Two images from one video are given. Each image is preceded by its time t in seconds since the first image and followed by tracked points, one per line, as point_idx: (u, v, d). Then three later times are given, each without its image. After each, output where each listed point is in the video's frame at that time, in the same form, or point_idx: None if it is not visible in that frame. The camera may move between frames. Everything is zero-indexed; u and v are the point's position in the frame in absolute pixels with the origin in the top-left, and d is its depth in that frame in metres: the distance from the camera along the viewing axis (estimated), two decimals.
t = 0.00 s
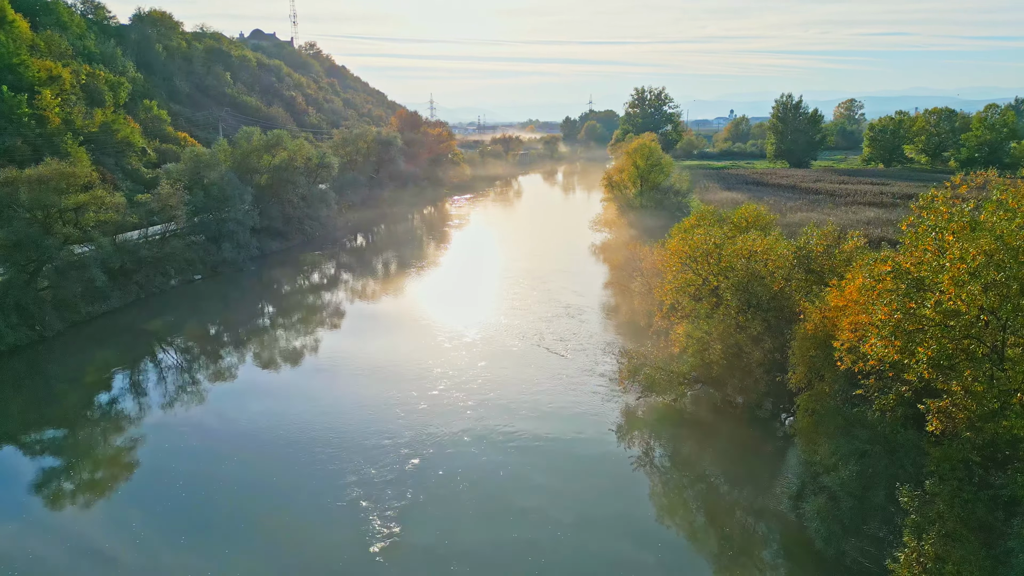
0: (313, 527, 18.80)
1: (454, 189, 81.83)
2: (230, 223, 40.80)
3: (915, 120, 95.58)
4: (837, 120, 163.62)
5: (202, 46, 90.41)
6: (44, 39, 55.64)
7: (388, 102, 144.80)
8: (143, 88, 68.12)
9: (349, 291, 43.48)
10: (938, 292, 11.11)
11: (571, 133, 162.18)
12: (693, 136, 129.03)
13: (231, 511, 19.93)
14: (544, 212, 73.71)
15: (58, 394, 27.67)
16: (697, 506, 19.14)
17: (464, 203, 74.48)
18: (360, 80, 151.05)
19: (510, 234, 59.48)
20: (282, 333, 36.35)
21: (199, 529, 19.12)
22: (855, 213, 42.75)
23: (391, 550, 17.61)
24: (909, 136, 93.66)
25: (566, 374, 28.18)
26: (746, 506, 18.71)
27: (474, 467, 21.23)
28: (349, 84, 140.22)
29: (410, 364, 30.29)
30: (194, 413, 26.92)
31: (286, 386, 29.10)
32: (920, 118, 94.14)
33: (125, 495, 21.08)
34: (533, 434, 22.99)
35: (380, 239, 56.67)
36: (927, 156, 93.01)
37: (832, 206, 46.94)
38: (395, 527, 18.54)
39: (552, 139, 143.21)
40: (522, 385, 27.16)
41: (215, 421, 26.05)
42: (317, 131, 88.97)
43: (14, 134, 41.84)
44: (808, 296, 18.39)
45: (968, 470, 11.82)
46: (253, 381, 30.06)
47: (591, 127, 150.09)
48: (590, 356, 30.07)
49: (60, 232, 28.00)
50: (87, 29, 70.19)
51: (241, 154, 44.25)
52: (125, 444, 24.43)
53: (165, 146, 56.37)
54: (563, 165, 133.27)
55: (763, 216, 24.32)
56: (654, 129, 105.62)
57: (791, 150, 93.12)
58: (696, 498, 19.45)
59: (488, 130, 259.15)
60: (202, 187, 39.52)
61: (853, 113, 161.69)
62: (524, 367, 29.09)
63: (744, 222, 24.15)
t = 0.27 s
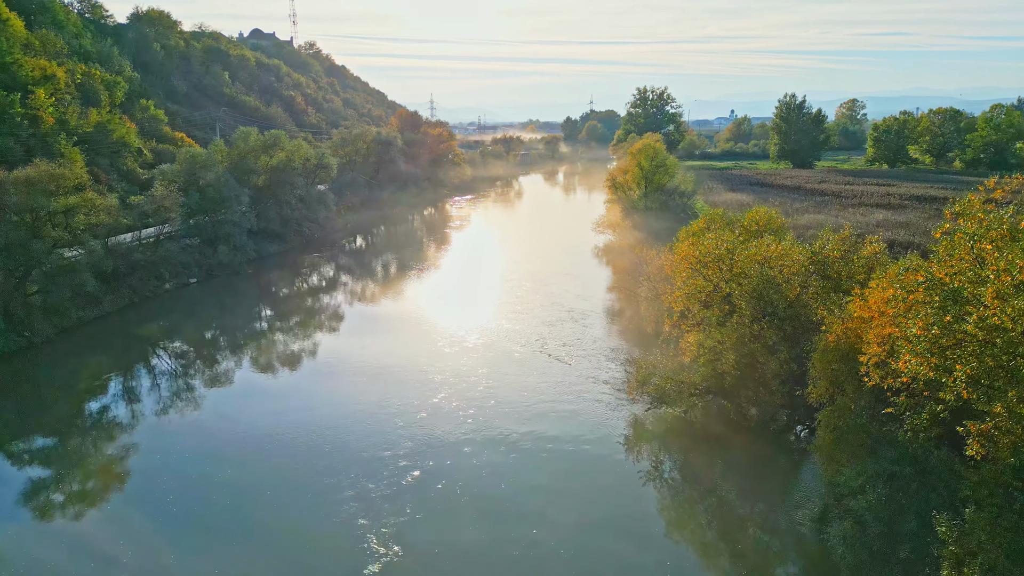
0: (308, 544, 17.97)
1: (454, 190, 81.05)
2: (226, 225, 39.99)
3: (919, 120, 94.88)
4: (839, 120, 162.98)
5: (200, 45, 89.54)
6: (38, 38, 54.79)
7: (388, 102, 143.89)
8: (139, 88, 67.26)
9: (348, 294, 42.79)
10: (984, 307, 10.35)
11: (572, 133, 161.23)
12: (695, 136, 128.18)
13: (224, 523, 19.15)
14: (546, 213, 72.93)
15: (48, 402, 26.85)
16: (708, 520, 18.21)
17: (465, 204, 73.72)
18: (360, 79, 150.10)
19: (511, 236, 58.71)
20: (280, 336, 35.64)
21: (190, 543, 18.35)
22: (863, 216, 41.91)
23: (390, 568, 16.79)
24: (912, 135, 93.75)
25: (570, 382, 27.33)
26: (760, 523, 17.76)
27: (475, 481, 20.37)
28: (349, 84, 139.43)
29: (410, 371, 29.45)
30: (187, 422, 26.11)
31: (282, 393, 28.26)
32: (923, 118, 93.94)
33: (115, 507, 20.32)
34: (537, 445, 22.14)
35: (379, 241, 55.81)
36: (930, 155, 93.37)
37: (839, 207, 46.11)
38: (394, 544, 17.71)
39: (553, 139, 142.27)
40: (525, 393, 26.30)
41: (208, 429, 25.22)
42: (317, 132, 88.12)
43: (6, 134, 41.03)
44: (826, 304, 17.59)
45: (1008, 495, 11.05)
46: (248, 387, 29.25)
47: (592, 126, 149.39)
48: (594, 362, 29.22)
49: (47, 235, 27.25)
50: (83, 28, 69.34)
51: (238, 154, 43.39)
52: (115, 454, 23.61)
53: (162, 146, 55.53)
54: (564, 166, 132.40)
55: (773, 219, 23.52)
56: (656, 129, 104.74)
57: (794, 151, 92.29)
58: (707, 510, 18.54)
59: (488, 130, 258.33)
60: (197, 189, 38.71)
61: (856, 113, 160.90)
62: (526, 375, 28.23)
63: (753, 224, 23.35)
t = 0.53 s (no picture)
0: (301, 561, 17.06)
1: (455, 191, 80.24)
2: (221, 227, 39.13)
3: (924, 121, 94.31)
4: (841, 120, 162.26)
5: (199, 45, 88.71)
6: (33, 36, 53.96)
7: (388, 102, 143.03)
8: (136, 87, 66.40)
9: (348, 296, 42.17)
10: None
11: (573, 133, 160.39)
12: (697, 136, 127.33)
13: (216, 539, 18.27)
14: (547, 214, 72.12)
15: (35, 411, 25.98)
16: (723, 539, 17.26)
17: (465, 206, 72.92)
18: (360, 79, 149.25)
19: (513, 237, 57.89)
20: (278, 340, 34.92)
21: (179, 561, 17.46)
22: (872, 219, 41.05)
23: None
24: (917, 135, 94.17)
25: (575, 390, 26.40)
26: (778, 538, 16.80)
27: (476, 494, 19.44)
28: (349, 83, 138.60)
29: (409, 378, 28.51)
30: (179, 430, 25.21)
31: (277, 400, 27.36)
32: (928, 118, 93.84)
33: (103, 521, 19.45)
34: (541, 456, 21.20)
35: (378, 243, 54.90)
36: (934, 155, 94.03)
37: (847, 210, 45.24)
38: (393, 560, 16.82)
39: (554, 139, 141.33)
40: (528, 403, 25.37)
41: (200, 439, 24.33)
42: (316, 132, 87.24)
43: None
44: (847, 313, 16.76)
45: None
46: (242, 394, 28.35)
47: (593, 126, 148.57)
48: (600, 370, 28.31)
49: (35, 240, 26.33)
50: (80, 26, 68.51)
51: (235, 155, 42.47)
52: (103, 465, 22.73)
53: (158, 147, 54.70)
54: (565, 166, 131.54)
55: (785, 223, 22.71)
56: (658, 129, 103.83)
57: (798, 151, 91.40)
58: (721, 527, 17.56)
59: (488, 130, 257.47)
60: (192, 190, 37.85)
61: (858, 113, 160.11)
62: (530, 383, 27.29)
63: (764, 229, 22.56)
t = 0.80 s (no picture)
0: (297, 571, 16.59)
1: (455, 192, 79.41)
2: (217, 230, 38.35)
3: (929, 121, 93.52)
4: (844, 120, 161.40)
5: (197, 44, 87.87)
6: (27, 35, 53.15)
7: (388, 102, 142.06)
8: (133, 86, 65.59)
9: (346, 298, 41.59)
10: None
11: (575, 133, 159.53)
12: (700, 136, 126.39)
13: (207, 555, 17.51)
14: (549, 214, 71.28)
15: (22, 421, 25.20)
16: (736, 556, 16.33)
17: (466, 207, 72.11)
18: (360, 79, 148.29)
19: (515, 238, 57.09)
20: (276, 343, 34.28)
21: None
22: (881, 222, 40.26)
23: None
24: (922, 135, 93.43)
25: (578, 399, 25.51)
26: (793, 554, 15.89)
27: (476, 508, 18.59)
28: (349, 83, 137.79)
29: (406, 384, 27.62)
30: (171, 438, 24.43)
31: (271, 406, 26.54)
32: (933, 118, 93.11)
33: (90, 535, 18.71)
34: (543, 468, 20.35)
35: (377, 245, 54.01)
36: (939, 156, 93.32)
37: (856, 212, 44.40)
38: None
39: (555, 139, 140.31)
40: (530, 412, 24.50)
41: (191, 447, 23.51)
42: (315, 131, 86.37)
43: None
44: (867, 322, 15.99)
45: None
46: (235, 400, 27.53)
47: (594, 126, 147.70)
48: (604, 377, 27.46)
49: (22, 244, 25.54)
50: (76, 25, 67.73)
51: (231, 156, 41.61)
52: (92, 475, 21.97)
53: (154, 147, 53.91)
54: (566, 167, 130.64)
55: (798, 227, 21.96)
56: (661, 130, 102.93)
57: (801, 151, 90.47)
58: (734, 545, 16.57)
59: (489, 130, 256.60)
60: (187, 192, 37.10)
61: (860, 113, 159.24)
62: (531, 391, 26.41)
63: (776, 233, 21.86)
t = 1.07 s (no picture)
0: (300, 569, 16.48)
1: (456, 193, 78.59)
2: (212, 232, 37.36)
3: (933, 122, 92.55)
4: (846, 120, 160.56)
5: (195, 43, 86.98)
6: (21, 33, 52.31)
7: (388, 102, 141.11)
8: (129, 86, 64.75)
9: (344, 300, 40.88)
10: None
11: (575, 133, 158.68)
12: (702, 137, 125.48)
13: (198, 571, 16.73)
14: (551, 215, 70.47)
15: (9, 430, 24.41)
16: None
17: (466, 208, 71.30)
18: (360, 79, 147.35)
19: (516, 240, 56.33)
20: (273, 347, 33.54)
21: None
22: (891, 224, 39.36)
23: None
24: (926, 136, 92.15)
25: (582, 408, 24.72)
26: None
27: (476, 523, 17.81)
28: (349, 83, 137.00)
29: (405, 390, 26.80)
30: (163, 447, 23.64)
31: (266, 413, 25.72)
32: (938, 119, 92.08)
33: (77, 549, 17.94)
34: (545, 481, 19.56)
35: (376, 247, 53.20)
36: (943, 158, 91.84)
37: (864, 215, 43.55)
38: None
39: (556, 139, 139.36)
40: (532, 421, 23.72)
41: (182, 456, 22.69)
42: (313, 132, 85.48)
43: None
44: (891, 334, 15.18)
45: None
46: (229, 406, 26.70)
47: (595, 126, 146.84)
48: (608, 384, 26.68)
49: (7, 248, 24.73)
50: (72, 24, 66.92)
51: (227, 157, 40.72)
52: (78, 489, 21.12)
53: (150, 147, 53.08)
54: (567, 167, 129.76)
55: (812, 230, 21.14)
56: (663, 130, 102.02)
57: (804, 152, 89.56)
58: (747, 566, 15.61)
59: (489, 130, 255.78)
60: (181, 194, 36.26)
61: (862, 113, 158.20)
62: (533, 399, 25.61)
63: (789, 237, 21.05)
